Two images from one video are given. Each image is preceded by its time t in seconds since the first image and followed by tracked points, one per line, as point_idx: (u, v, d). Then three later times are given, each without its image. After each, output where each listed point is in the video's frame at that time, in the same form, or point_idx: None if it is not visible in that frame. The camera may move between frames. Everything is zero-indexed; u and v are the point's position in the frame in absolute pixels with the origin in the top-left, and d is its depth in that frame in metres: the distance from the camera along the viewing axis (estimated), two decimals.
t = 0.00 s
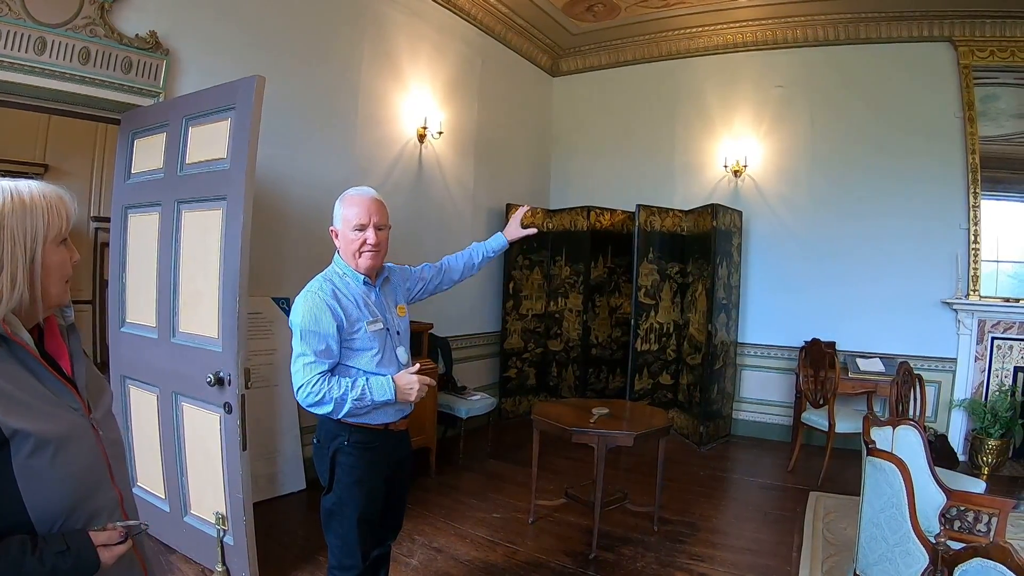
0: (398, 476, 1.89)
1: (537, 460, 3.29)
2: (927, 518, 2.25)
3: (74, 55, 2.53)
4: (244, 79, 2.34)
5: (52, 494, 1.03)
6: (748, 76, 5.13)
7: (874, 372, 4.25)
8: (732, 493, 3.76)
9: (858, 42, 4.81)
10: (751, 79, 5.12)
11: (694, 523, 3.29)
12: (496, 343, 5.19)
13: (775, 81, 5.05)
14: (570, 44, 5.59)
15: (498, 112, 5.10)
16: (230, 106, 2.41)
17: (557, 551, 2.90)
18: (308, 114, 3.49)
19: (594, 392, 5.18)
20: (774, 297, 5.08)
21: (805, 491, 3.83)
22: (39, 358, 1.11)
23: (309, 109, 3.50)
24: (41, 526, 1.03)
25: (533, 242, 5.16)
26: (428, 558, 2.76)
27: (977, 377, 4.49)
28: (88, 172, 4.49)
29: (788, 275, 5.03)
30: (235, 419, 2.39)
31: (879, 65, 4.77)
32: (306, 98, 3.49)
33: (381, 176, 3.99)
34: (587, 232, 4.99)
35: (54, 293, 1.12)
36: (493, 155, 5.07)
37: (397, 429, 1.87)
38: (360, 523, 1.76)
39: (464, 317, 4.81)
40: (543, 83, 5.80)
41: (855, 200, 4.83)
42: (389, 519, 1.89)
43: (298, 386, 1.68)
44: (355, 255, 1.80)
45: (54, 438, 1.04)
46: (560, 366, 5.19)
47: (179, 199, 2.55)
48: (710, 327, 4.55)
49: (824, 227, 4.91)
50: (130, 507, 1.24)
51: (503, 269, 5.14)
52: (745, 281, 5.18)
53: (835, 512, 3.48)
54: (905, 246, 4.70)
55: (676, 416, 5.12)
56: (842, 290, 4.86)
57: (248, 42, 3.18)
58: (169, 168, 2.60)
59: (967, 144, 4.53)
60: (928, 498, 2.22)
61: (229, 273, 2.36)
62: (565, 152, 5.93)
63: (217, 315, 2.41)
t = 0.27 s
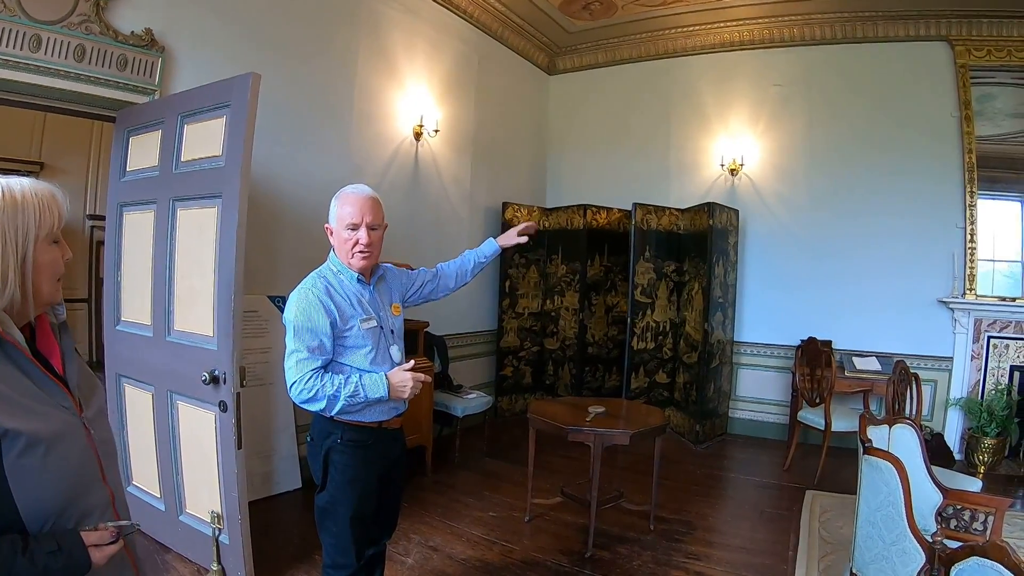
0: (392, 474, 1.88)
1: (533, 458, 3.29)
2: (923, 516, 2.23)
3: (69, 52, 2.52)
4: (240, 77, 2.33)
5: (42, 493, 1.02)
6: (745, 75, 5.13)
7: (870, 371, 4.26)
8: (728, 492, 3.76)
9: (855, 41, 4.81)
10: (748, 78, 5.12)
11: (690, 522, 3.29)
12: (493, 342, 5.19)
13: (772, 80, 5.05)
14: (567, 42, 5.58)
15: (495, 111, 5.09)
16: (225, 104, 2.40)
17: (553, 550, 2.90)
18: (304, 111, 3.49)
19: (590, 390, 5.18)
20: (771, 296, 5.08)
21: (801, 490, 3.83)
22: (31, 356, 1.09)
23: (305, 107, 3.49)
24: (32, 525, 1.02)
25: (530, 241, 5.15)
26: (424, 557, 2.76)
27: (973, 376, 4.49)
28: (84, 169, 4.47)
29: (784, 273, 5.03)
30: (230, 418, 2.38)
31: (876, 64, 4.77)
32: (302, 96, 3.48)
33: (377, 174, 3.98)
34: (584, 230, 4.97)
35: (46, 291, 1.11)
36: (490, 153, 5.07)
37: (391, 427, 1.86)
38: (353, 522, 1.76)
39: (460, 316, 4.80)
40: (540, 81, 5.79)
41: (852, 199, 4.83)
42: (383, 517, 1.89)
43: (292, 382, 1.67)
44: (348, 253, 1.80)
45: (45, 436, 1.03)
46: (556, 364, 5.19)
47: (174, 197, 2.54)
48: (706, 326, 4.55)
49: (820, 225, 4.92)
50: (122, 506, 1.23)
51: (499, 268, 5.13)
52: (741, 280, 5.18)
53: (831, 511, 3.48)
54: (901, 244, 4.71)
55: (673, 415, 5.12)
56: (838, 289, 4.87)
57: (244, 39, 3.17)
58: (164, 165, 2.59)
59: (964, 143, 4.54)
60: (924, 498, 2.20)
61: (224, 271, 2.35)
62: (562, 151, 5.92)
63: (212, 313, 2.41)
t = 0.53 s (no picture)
0: (389, 473, 1.87)
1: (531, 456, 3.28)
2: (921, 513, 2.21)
3: (66, 50, 2.51)
4: (236, 74, 2.32)
5: (35, 493, 1.02)
6: (743, 73, 5.12)
7: (868, 369, 4.26)
8: (726, 490, 3.76)
9: (853, 39, 4.81)
10: (746, 76, 5.11)
11: (688, 520, 3.29)
12: (490, 340, 5.19)
13: (770, 78, 5.04)
14: (565, 39, 5.57)
15: (492, 108, 5.08)
16: (221, 102, 2.39)
17: (551, 548, 2.90)
18: (301, 109, 3.48)
19: (588, 388, 5.17)
20: (769, 293, 5.08)
21: (799, 488, 3.83)
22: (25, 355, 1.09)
23: (302, 105, 3.48)
24: (26, 526, 1.01)
25: (527, 239, 5.14)
26: (422, 555, 2.75)
27: (971, 373, 4.50)
28: (81, 168, 4.46)
29: (783, 271, 5.03)
30: (227, 416, 2.37)
31: (874, 62, 4.77)
32: (300, 94, 3.47)
33: (374, 172, 3.97)
34: (582, 228, 4.97)
35: (40, 291, 1.10)
36: (487, 151, 5.06)
37: (388, 425, 1.85)
38: (349, 520, 1.75)
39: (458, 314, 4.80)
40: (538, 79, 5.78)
41: (851, 196, 4.83)
42: (380, 516, 1.89)
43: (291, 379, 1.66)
44: (345, 251, 1.79)
45: (39, 436, 1.02)
46: (554, 362, 5.19)
47: (171, 195, 2.53)
48: (704, 324, 4.55)
49: (818, 223, 4.91)
50: (117, 506, 1.23)
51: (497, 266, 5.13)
52: (739, 278, 5.17)
53: (829, 509, 3.48)
54: (899, 242, 4.71)
55: (671, 413, 5.12)
56: (836, 287, 4.86)
57: (242, 37, 3.16)
58: (161, 163, 2.58)
59: (962, 141, 4.54)
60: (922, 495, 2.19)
61: (220, 269, 2.34)
62: (560, 149, 5.92)
63: (209, 312, 2.40)
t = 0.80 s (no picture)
0: (385, 471, 1.87)
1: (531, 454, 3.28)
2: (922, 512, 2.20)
3: (64, 48, 2.50)
4: (235, 72, 2.32)
5: (33, 491, 1.01)
6: (743, 71, 5.11)
7: (868, 367, 4.26)
8: (726, 488, 3.75)
9: (853, 36, 4.80)
10: (746, 73, 5.10)
11: (688, 518, 3.28)
12: (490, 338, 5.18)
13: (770, 76, 5.04)
14: (564, 37, 5.57)
15: (491, 106, 5.08)
16: (220, 99, 2.38)
17: (551, 546, 2.89)
18: (300, 107, 3.47)
19: (587, 386, 5.17)
20: (768, 291, 5.07)
21: (799, 486, 3.83)
22: (21, 353, 1.08)
23: (301, 102, 3.48)
24: (24, 524, 1.01)
25: (527, 236, 5.14)
26: (421, 553, 2.75)
27: (971, 371, 4.49)
28: (80, 166, 4.45)
29: (782, 268, 5.02)
30: (225, 414, 2.37)
31: (874, 59, 4.77)
32: (298, 92, 3.46)
33: (374, 170, 3.97)
34: (581, 226, 4.96)
35: (37, 289, 1.10)
36: (487, 149, 5.05)
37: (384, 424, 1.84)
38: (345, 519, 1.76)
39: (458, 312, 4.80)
40: (537, 77, 5.78)
41: (850, 194, 4.82)
42: (377, 515, 1.89)
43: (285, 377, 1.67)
44: (342, 245, 1.79)
45: (35, 434, 1.02)
46: (554, 360, 5.19)
47: (169, 193, 2.53)
48: (704, 322, 4.54)
49: (818, 221, 4.91)
50: (114, 504, 1.22)
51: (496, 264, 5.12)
52: (739, 275, 5.17)
53: (829, 507, 3.47)
54: (899, 240, 4.70)
55: (670, 411, 5.12)
56: (835, 284, 4.86)
57: (241, 34, 3.15)
58: (159, 161, 2.57)
59: (962, 139, 4.53)
60: (922, 494, 2.17)
61: (219, 267, 2.33)
62: (559, 147, 5.91)
63: (208, 310, 2.39)
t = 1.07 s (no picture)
0: (384, 470, 1.87)
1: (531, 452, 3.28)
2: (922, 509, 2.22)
3: (63, 46, 2.49)
4: (233, 69, 2.31)
5: (30, 490, 1.01)
6: (743, 69, 5.11)
7: (867, 365, 4.26)
8: (726, 486, 3.75)
9: (853, 34, 4.79)
10: (746, 71, 5.10)
11: (688, 516, 3.28)
12: (490, 336, 5.18)
13: (770, 74, 5.03)
14: (564, 35, 5.56)
15: (491, 104, 5.07)
16: (219, 97, 2.37)
17: (551, 545, 2.89)
18: (300, 105, 3.46)
19: (587, 384, 5.17)
20: (769, 288, 5.07)
21: (799, 484, 3.82)
22: (19, 352, 1.08)
23: (301, 100, 3.47)
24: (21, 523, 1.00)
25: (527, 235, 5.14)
26: (421, 552, 2.75)
27: (971, 369, 4.49)
28: (79, 165, 4.45)
29: (782, 266, 5.02)
30: (225, 412, 2.36)
31: (874, 57, 4.76)
32: (298, 90, 3.46)
33: (373, 168, 3.96)
34: (581, 224, 4.95)
35: (35, 287, 1.09)
36: (486, 147, 5.05)
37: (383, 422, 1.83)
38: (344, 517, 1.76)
39: (458, 310, 4.80)
40: (537, 75, 5.77)
41: (850, 192, 4.82)
42: (377, 512, 1.89)
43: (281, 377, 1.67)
44: (336, 244, 1.78)
45: (32, 432, 1.01)
46: (553, 358, 5.19)
47: (168, 191, 2.52)
48: (704, 320, 4.54)
49: (817, 219, 4.91)
50: (112, 503, 1.22)
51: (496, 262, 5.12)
52: (739, 273, 5.17)
53: (829, 505, 3.47)
54: (899, 238, 4.70)
55: (670, 409, 5.12)
56: (835, 283, 4.86)
57: (240, 32, 3.14)
58: (159, 159, 2.57)
59: (962, 137, 4.53)
60: (923, 492, 2.19)
61: (218, 265, 2.33)
62: (559, 145, 5.91)
63: (207, 308, 2.39)
